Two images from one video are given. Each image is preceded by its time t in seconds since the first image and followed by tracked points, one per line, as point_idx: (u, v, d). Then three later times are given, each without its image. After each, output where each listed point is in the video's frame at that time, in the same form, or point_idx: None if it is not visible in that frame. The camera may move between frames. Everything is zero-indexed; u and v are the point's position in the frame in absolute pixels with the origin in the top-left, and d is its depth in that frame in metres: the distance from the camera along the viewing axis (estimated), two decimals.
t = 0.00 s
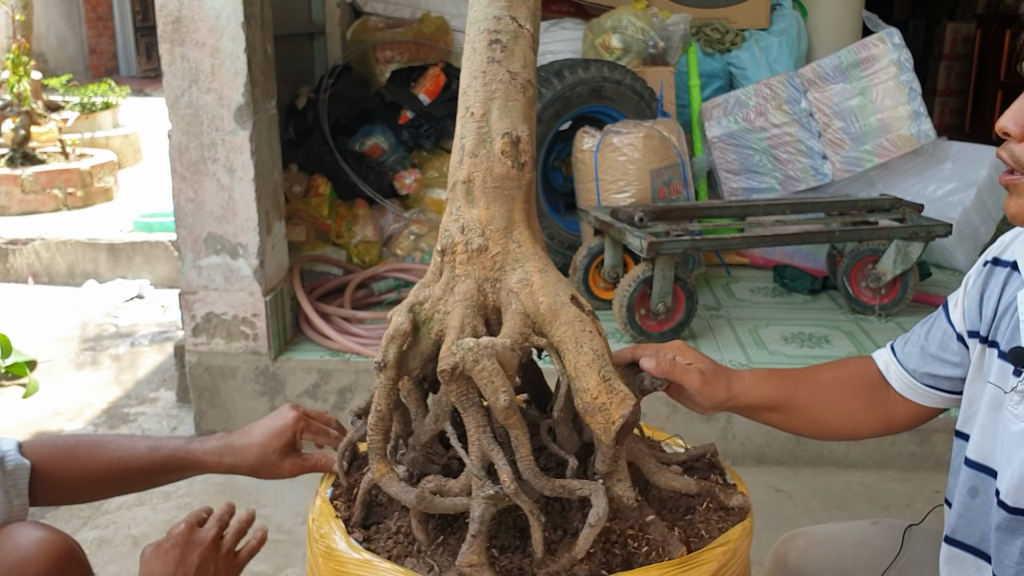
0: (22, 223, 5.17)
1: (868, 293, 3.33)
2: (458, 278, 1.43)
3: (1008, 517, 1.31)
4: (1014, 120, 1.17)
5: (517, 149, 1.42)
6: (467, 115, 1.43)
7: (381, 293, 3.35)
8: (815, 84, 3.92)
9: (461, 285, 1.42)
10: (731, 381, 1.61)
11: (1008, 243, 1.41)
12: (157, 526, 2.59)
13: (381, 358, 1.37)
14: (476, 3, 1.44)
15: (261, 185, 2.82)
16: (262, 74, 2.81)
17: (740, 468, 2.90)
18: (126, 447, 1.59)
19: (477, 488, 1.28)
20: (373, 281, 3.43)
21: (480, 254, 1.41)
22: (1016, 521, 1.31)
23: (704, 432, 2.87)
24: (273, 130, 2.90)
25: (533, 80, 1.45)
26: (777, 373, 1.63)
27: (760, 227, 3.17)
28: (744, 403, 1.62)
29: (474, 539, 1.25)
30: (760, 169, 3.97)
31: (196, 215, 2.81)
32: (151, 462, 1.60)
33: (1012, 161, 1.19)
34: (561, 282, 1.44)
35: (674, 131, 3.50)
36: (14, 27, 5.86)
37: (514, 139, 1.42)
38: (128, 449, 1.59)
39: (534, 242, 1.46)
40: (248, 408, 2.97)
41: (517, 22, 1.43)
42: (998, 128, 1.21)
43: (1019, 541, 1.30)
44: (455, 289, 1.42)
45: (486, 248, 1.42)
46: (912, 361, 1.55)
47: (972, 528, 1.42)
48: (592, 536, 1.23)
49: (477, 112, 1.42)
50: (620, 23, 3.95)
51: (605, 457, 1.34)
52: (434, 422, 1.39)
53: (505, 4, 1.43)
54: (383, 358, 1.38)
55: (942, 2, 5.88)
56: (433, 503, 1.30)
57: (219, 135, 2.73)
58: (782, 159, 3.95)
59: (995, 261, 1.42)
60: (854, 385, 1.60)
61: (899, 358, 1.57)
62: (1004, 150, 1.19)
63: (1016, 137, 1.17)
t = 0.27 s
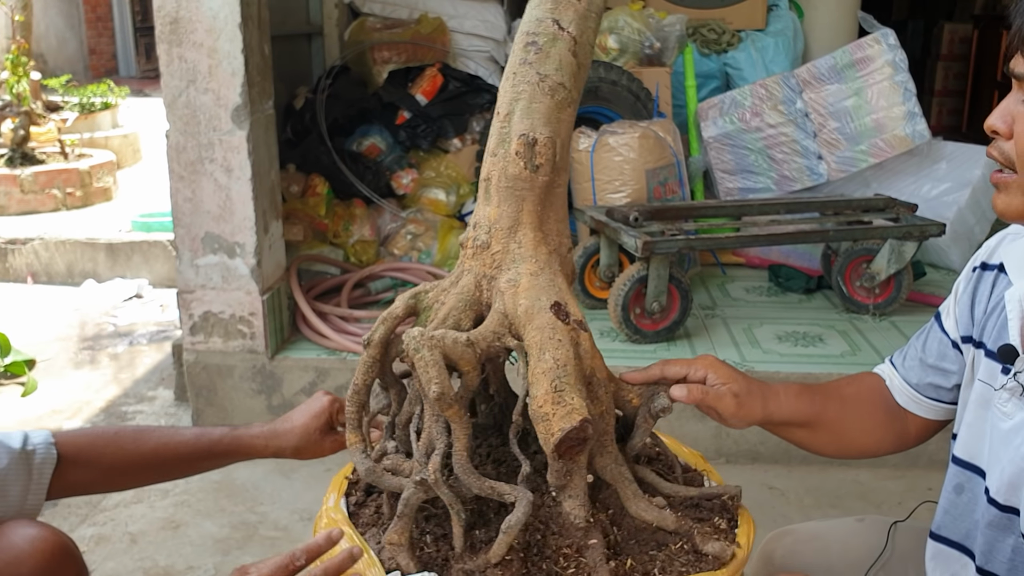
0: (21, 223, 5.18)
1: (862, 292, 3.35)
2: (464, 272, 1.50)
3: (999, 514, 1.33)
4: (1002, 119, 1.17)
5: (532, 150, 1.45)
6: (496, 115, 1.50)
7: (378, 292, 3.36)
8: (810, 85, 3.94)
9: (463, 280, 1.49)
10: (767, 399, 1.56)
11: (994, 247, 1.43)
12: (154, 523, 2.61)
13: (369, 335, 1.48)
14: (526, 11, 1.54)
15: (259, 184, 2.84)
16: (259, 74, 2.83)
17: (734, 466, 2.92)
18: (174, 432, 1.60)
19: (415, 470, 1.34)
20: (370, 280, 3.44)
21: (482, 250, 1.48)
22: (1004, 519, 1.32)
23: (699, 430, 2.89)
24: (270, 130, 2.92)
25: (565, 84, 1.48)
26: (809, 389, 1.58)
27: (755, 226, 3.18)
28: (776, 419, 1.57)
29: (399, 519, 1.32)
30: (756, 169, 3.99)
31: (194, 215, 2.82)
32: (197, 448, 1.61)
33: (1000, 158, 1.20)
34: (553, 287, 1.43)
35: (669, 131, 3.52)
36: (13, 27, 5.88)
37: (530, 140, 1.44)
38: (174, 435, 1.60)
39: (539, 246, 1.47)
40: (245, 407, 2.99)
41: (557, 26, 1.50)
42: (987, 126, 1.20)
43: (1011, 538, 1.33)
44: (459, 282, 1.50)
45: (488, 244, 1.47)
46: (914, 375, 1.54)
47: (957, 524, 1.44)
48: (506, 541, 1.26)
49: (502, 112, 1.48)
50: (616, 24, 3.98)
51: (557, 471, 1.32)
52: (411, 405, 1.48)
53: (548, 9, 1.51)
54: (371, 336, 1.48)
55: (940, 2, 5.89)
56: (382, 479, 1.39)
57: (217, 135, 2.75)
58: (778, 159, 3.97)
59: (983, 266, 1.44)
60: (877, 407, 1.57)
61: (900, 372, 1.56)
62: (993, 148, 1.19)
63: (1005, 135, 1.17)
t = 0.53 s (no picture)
0: (20, 222, 5.20)
1: (857, 290, 3.36)
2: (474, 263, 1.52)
3: (987, 508, 1.34)
4: (982, 121, 1.19)
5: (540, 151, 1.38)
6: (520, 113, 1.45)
7: (375, 291, 3.39)
8: (806, 84, 3.96)
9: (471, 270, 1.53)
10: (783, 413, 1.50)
11: (981, 244, 1.44)
12: (151, 519, 2.63)
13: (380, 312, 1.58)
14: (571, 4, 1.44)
15: (256, 183, 2.85)
16: (256, 74, 2.84)
17: (728, 463, 2.94)
18: (144, 442, 1.63)
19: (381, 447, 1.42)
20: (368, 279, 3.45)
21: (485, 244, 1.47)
22: (992, 512, 1.34)
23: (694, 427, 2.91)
24: (267, 129, 2.94)
25: (585, 85, 1.38)
26: (818, 396, 1.54)
27: (751, 225, 3.20)
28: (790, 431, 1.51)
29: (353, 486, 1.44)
30: (752, 169, 4.02)
31: (191, 213, 2.84)
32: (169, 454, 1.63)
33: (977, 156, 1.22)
34: (534, 289, 1.40)
35: (665, 131, 3.53)
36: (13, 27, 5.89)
37: (538, 141, 1.38)
38: (146, 442, 1.62)
39: (538, 249, 1.42)
40: (243, 404, 3.01)
41: (588, 24, 1.39)
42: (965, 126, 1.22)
43: (999, 531, 1.34)
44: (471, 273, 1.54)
45: (490, 240, 1.46)
46: (908, 374, 1.54)
47: (945, 519, 1.46)
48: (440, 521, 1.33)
49: (523, 111, 1.43)
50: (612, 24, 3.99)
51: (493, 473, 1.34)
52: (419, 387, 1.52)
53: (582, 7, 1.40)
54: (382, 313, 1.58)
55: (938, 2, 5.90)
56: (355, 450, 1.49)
57: (214, 134, 2.76)
58: (774, 158, 3.98)
59: (972, 262, 1.45)
60: (875, 410, 1.56)
61: (893, 370, 1.56)
62: (971, 148, 1.22)
63: (985, 136, 1.19)
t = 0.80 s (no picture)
0: (18, 221, 5.20)
1: (852, 289, 3.37)
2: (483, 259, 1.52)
3: (971, 509, 1.36)
4: (958, 122, 1.19)
5: (536, 151, 1.34)
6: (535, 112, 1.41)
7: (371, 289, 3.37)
8: (802, 83, 3.96)
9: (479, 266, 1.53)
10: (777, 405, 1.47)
11: (959, 249, 1.45)
12: (147, 517, 2.63)
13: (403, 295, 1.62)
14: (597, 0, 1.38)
15: (251, 181, 2.86)
16: (252, 72, 2.84)
17: (723, 461, 2.94)
18: (102, 458, 1.62)
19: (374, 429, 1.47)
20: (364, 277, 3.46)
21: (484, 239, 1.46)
22: (976, 515, 1.35)
23: (688, 425, 2.91)
24: (263, 127, 2.94)
25: (589, 85, 1.32)
26: (807, 386, 1.52)
27: (747, 223, 3.20)
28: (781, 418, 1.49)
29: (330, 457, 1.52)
30: (749, 167, 4.01)
31: (187, 211, 2.84)
32: (125, 475, 1.62)
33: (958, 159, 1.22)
34: (506, 291, 1.37)
35: (660, 130, 3.54)
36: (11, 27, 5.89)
37: (536, 141, 1.34)
38: (104, 460, 1.62)
39: (525, 250, 1.37)
40: (238, 402, 3.02)
41: (601, 22, 1.32)
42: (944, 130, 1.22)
43: (983, 530, 1.36)
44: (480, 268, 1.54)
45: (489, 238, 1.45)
46: (889, 376, 1.54)
47: (930, 523, 1.47)
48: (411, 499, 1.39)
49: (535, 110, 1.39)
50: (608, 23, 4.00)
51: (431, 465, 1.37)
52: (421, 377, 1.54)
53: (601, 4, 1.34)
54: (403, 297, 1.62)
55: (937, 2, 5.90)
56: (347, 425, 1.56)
57: (209, 132, 2.77)
58: (770, 157, 3.99)
59: (949, 268, 1.46)
60: (861, 408, 1.55)
61: (873, 370, 1.56)
62: (952, 151, 1.21)
63: (960, 138, 1.19)
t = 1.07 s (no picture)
0: (18, 220, 5.22)
1: (848, 286, 3.38)
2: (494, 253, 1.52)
3: (959, 502, 1.36)
4: (936, 125, 1.19)
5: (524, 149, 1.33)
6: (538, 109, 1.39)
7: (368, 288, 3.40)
8: (799, 82, 3.98)
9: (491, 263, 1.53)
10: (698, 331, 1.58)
11: (942, 243, 1.46)
12: (144, 512, 2.64)
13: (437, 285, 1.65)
14: None
15: (248, 178, 2.87)
16: (249, 70, 2.86)
17: (719, 457, 2.96)
18: (118, 454, 1.50)
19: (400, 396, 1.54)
20: (361, 274, 3.47)
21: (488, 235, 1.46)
22: (964, 507, 1.36)
23: (684, 422, 2.92)
24: (260, 124, 2.95)
25: (577, 83, 1.29)
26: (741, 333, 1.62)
27: (743, 221, 3.21)
28: (701, 353, 1.60)
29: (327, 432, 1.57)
30: (746, 166, 4.02)
31: (184, 208, 2.86)
32: (136, 476, 1.48)
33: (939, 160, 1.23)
34: (477, 287, 1.36)
35: (658, 128, 3.58)
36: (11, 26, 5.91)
37: (532, 142, 1.32)
38: (118, 458, 1.49)
39: (506, 249, 1.36)
40: (235, 399, 3.03)
41: (595, 19, 1.29)
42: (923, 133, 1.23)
43: (970, 523, 1.37)
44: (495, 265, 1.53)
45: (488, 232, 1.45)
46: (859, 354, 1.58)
47: (917, 517, 1.47)
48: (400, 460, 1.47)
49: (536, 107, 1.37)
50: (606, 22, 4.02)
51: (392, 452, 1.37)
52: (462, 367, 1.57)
53: None
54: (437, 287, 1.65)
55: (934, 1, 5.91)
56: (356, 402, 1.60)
57: (207, 129, 2.78)
58: (767, 155, 4.00)
59: (931, 260, 1.46)
60: (808, 367, 1.61)
61: (844, 349, 1.60)
62: (932, 152, 1.22)
63: (941, 141, 1.19)
